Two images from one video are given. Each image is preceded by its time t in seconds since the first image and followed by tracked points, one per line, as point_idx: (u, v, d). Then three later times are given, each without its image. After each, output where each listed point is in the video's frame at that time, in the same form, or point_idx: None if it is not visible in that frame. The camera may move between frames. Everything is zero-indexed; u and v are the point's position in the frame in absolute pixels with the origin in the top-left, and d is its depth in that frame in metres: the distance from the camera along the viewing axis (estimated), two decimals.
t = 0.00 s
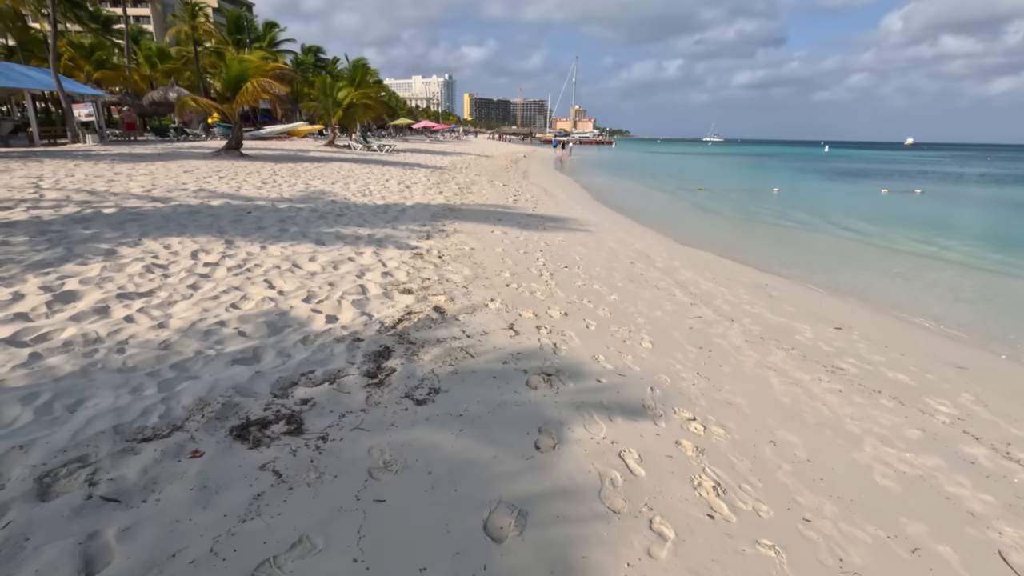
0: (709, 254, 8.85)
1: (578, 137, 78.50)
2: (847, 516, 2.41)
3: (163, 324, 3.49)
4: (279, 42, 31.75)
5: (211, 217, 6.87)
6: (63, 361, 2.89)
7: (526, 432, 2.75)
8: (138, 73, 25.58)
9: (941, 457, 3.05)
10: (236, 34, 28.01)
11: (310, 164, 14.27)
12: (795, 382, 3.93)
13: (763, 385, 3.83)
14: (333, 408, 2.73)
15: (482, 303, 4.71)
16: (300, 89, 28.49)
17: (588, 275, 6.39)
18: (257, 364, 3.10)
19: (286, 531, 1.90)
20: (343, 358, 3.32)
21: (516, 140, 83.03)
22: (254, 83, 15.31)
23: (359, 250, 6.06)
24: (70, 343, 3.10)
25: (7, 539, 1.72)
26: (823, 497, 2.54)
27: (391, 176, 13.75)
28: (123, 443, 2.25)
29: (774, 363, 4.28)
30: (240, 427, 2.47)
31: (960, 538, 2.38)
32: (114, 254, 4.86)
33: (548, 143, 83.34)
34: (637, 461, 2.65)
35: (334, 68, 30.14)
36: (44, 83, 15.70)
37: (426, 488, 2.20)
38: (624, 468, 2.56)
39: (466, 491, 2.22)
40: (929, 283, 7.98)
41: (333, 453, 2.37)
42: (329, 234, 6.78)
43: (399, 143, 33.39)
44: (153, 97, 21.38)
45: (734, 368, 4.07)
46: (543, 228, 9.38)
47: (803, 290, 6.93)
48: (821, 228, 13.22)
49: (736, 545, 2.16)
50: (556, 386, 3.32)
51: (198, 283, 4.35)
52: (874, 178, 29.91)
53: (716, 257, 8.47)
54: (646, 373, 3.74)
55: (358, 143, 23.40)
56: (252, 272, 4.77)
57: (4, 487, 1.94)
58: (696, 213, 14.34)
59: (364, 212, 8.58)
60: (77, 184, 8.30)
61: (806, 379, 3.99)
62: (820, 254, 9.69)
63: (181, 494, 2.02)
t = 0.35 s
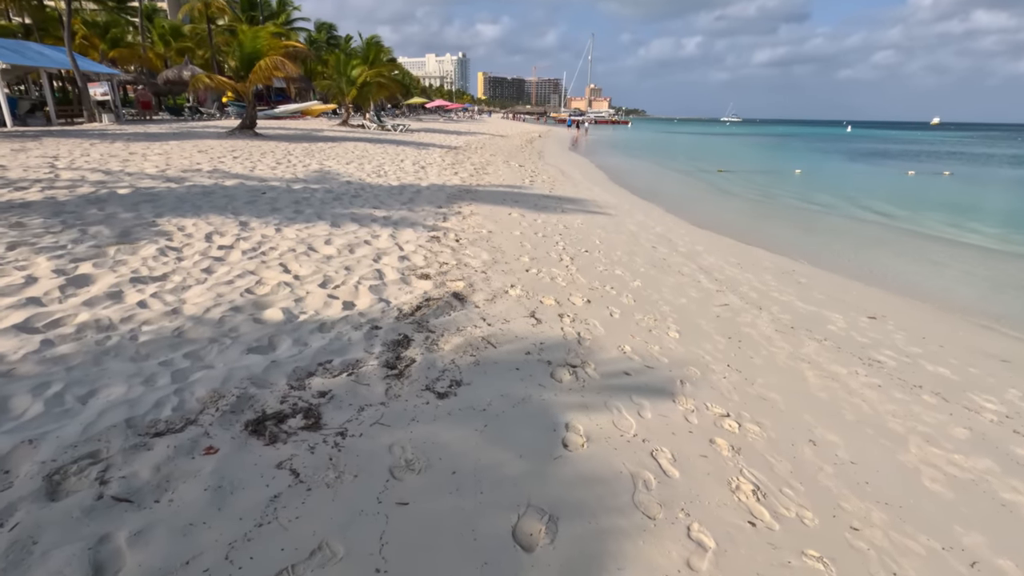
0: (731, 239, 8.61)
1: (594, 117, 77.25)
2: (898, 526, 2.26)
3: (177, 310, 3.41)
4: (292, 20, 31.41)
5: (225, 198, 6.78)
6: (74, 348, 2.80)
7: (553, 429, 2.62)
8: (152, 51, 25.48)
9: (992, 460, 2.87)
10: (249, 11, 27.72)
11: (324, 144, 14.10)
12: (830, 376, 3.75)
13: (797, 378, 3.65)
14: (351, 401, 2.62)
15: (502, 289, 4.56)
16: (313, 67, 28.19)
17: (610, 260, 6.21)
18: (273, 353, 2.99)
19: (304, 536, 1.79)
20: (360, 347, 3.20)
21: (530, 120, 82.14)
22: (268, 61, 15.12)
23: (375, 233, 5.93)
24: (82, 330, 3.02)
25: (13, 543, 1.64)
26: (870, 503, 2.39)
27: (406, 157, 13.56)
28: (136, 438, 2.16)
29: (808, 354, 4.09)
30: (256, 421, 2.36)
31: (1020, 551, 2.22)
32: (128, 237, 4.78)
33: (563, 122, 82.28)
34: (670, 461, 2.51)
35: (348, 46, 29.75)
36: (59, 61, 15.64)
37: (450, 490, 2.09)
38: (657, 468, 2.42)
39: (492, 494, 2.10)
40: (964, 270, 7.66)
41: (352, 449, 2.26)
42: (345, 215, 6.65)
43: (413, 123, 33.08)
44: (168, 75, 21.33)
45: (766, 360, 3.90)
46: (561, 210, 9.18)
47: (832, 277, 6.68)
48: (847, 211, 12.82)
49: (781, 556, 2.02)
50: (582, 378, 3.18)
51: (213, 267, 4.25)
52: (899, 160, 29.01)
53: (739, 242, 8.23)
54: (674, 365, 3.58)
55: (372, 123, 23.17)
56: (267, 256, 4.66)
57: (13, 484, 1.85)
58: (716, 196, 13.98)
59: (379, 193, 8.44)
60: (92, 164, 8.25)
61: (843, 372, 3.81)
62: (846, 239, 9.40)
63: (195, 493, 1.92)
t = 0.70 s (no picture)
0: (757, 227, 8.38)
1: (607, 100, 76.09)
2: (970, 541, 2.11)
3: (198, 299, 3.29)
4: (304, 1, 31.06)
5: (242, 182, 6.65)
6: (95, 339, 2.69)
7: (595, 429, 2.47)
8: (165, 33, 25.32)
9: None
10: None
11: (339, 127, 13.93)
12: (878, 372, 3.57)
13: (844, 375, 3.47)
14: (383, 398, 2.49)
15: (529, 279, 4.41)
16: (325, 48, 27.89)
17: (635, 247, 6.02)
18: (299, 346, 2.86)
19: (342, 549, 1.68)
20: (387, 339, 3.06)
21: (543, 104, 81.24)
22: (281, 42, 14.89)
23: (395, 218, 5.78)
24: (102, 319, 2.91)
25: (35, 554, 1.53)
26: (938, 515, 2.23)
27: (421, 140, 13.36)
28: (161, 437, 2.05)
29: (851, 349, 3.90)
30: (285, 420, 2.24)
31: None
32: (146, 222, 4.67)
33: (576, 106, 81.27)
34: (721, 466, 2.36)
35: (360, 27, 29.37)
36: (73, 43, 15.53)
37: (493, 498, 1.96)
38: (708, 474, 2.28)
39: (537, 502, 1.97)
40: (1001, 260, 7.38)
41: (386, 451, 2.14)
42: (363, 200, 6.50)
43: (426, 106, 32.75)
44: (181, 57, 21.21)
45: (808, 355, 3.71)
46: (581, 196, 8.96)
47: (866, 268, 6.44)
48: (874, 198, 12.45)
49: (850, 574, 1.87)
50: (619, 374, 3.02)
51: (232, 254, 4.14)
52: (923, 144, 28.24)
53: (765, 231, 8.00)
54: (713, 359, 3.42)
55: (385, 106, 22.92)
56: (287, 242, 4.53)
57: (34, 489, 1.75)
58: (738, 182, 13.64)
59: (397, 177, 8.28)
60: (108, 146, 8.16)
61: (890, 369, 3.62)
62: (875, 227, 9.13)
63: (224, 499, 1.81)
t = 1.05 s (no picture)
0: (785, 216, 8.15)
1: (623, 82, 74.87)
2: None
3: (225, 294, 3.20)
4: None
5: (261, 168, 6.55)
6: (123, 337, 2.61)
7: (642, 439, 2.36)
8: (179, 15, 25.16)
9: None
10: None
11: (355, 111, 13.75)
12: (929, 376, 3.40)
13: (894, 378, 3.31)
14: (420, 403, 2.39)
15: (559, 272, 4.27)
16: (339, 30, 27.55)
17: (664, 238, 5.84)
18: (330, 345, 2.77)
19: None
20: (420, 338, 2.95)
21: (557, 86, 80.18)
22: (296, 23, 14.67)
23: (417, 207, 5.65)
24: (128, 315, 2.83)
25: None
26: (1013, 540, 2.10)
27: (438, 124, 13.16)
28: (195, 446, 1.97)
29: (899, 350, 3.72)
30: (321, 427, 2.15)
31: None
32: (168, 211, 4.59)
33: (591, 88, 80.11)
34: (777, 480, 2.23)
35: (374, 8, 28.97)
36: (89, 25, 15.45)
37: (543, 518, 1.85)
38: (765, 491, 2.15)
39: (589, 523, 1.86)
40: None
41: (428, 463, 2.04)
42: (384, 188, 6.37)
43: (440, 89, 32.36)
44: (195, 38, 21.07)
45: (854, 356, 3.55)
46: (603, 182, 8.76)
47: (903, 261, 6.21)
48: (905, 185, 12.06)
49: None
50: (661, 377, 2.89)
51: (256, 245, 4.04)
52: (952, 128, 27.38)
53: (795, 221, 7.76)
54: (756, 361, 3.27)
55: (400, 89, 22.66)
56: (311, 233, 4.42)
57: (67, 504, 1.67)
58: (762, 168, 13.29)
59: (416, 163, 8.13)
60: (126, 131, 8.09)
61: (942, 373, 3.45)
62: (907, 216, 8.84)
63: (263, 517, 1.72)
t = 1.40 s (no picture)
0: (813, 200, 7.91)
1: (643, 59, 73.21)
2: None
3: (248, 278, 3.15)
4: None
5: (280, 147, 6.48)
6: (148, 323, 2.58)
7: (678, 436, 2.28)
8: None
9: None
10: None
11: (372, 88, 13.58)
12: (973, 371, 3.26)
13: (936, 373, 3.18)
14: (449, 394, 2.33)
15: (584, 258, 4.16)
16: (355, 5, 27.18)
17: (690, 222, 5.69)
18: (355, 333, 2.71)
19: None
20: (446, 326, 2.89)
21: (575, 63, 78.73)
22: None
23: (438, 189, 5.55)
24: (152, 299, 2.79)
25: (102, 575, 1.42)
26: None
27: (456, 102, 12.95)
28: (223, 437, 1.93)
29: (940, 344, 3.58)
30: (349, 419, 2.10)
31: None
32: (189, 191, 4.54)
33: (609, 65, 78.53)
34: (818, 481, 2.15)
35: None
36: (106, 1, 15.36)
37: (580, 520, 1.80)
38: (808, 492, 2.07)
39: (628, 526, 1.80)
40: None
41: (459, 459, 1.99)
42: (404, 168, 6.27)
43: (456, 65, 31.87)
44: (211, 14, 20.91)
45: (893, 349, 3.41)
46: (626, 163, 8.55)
47: (939, 248, 5.99)
48: (938, 168, 11.65)
49: None
50: (694, 370, 2.80)
51: (278, 227, 3.99)
52: (986, 108, 26.38)
53: (824, 205, 7.53)
54: (791, 354, 3.16)
55: (416, 66, 22.33)
56: (332, 215, 4.36)
57: (97, 496, 1.64)
58: (787, 149, 12.92)
59: (435, 142, 7.99)
60: (145, 108, 8.04)
61: (986, 368, 3.31)
62: (941, 200, 8.53)
63: (294, 513, 1.68)
